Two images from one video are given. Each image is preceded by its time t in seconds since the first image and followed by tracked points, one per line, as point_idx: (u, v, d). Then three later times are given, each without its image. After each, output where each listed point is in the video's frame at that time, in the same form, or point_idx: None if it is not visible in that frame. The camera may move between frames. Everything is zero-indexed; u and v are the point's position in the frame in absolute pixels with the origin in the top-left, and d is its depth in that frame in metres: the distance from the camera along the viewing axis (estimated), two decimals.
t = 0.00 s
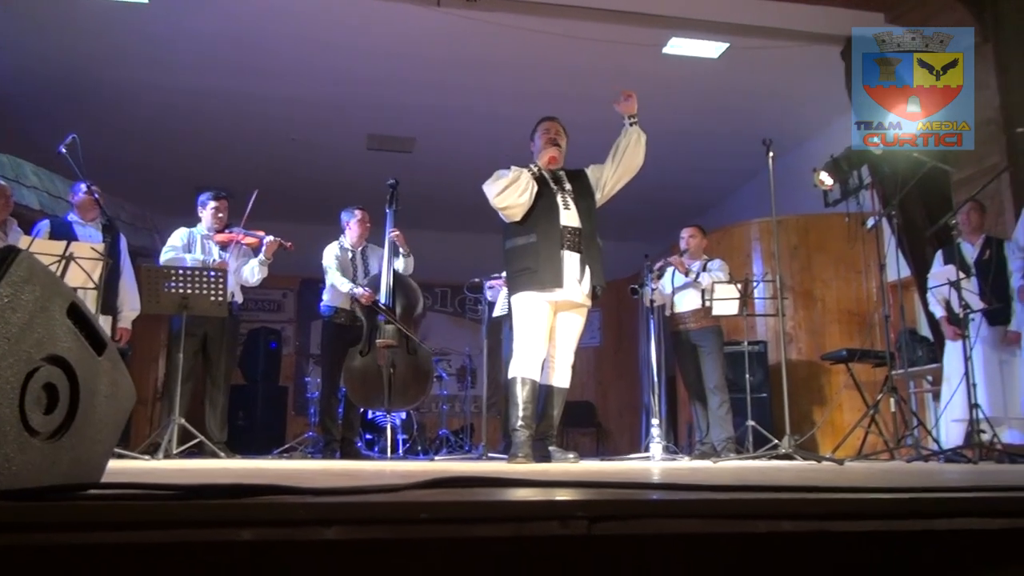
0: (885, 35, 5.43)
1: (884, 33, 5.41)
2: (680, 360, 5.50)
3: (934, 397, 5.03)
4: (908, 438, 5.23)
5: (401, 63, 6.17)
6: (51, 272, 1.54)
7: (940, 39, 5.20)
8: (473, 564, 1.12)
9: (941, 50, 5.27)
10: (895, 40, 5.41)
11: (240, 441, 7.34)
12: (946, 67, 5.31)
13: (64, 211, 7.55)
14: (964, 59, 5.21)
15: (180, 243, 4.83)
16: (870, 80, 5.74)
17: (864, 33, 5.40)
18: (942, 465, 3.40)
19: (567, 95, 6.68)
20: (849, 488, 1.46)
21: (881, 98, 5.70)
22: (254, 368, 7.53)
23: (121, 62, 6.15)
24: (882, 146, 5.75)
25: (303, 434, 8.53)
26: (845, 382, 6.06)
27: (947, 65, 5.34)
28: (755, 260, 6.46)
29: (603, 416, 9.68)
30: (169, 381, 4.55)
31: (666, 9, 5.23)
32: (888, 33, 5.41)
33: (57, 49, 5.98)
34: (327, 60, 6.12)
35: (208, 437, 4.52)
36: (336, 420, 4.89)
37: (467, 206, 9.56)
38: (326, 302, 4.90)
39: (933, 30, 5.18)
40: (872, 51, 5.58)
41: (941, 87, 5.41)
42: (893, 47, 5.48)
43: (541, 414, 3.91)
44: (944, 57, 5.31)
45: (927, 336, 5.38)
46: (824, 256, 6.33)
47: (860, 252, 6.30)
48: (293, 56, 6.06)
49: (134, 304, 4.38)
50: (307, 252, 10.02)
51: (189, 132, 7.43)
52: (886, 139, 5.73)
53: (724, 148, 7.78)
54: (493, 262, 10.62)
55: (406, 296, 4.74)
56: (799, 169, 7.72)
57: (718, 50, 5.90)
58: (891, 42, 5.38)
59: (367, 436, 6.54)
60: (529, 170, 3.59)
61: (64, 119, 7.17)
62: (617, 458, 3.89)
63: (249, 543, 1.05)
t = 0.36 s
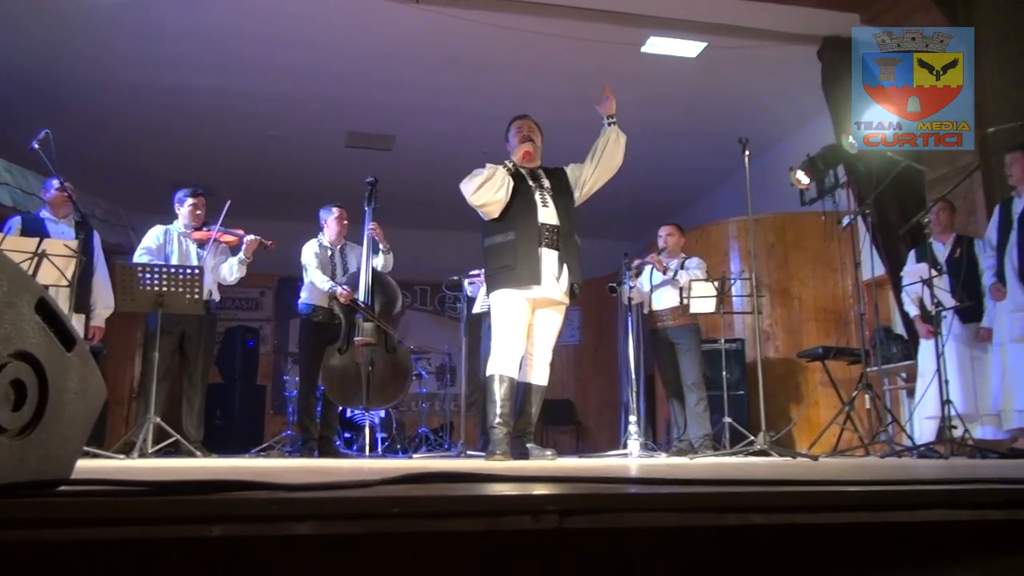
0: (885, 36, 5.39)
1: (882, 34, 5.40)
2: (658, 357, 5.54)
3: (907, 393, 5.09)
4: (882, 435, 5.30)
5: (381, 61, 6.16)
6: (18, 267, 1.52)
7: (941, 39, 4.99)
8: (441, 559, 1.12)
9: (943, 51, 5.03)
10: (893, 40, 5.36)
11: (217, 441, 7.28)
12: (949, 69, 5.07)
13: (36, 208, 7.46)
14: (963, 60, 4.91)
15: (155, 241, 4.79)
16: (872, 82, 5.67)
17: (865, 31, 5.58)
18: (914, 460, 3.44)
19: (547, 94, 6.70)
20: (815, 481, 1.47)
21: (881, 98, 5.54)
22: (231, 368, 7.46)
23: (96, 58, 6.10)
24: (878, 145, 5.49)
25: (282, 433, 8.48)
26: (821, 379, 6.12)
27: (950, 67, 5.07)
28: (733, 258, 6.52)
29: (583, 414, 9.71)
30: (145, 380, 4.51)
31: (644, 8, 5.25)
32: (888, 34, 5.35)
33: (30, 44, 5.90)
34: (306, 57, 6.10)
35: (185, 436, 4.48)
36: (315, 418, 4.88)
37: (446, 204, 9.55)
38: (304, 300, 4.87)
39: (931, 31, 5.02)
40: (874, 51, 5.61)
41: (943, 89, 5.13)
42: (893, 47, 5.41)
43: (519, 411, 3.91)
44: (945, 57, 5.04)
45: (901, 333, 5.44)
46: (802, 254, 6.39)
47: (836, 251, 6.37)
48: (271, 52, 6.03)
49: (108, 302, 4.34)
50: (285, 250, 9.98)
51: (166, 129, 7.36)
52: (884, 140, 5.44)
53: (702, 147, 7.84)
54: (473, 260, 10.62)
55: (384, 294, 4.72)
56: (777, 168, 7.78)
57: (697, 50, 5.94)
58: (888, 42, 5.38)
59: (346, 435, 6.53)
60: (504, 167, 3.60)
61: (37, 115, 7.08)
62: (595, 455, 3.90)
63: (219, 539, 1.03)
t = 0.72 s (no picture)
0: (886, 36, 5.41)
1: (883, 34, 5.41)
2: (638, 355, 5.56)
3: (884, 393, 5.14)
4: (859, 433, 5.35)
5: (362, 59, 6.15)
6: None
7: (941, 39, 5.01)
8: (416, 556, 1.12)
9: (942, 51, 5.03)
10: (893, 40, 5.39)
11: (195, 441, 7.21)
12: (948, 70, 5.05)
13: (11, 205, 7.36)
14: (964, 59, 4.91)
15: (133, 239, 4.74)
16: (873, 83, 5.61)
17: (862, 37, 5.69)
18: (890, 457, 3.47)
19: (529, 94, 6.71)
20: (786, 476, 1.48)
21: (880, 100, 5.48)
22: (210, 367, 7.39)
23: (73, 54, 6.03)
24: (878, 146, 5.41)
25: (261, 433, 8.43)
26: (800, 379, 6.18)
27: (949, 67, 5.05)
28: (713, 259, 6.55)
29: (564, 413, 9.72)
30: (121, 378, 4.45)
31: (624, 8, 5.28)
32: (888, 34, 5.38)
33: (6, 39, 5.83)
34: (286, 54, 6.07)
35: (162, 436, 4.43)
36: (293, 417, 4.85)
37: (428, 203, 9.54)
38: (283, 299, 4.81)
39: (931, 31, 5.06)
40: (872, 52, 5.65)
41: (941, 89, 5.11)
42: (893, 48, 5.44)
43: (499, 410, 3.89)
44: (945, 57, 5.04)
45: (878, 333, 5.50)
46: (781, 255, 6.45)
47: (814, 252, 6.43)
48: (251, 49, 6.00)
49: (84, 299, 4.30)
50: (265, 249, 9.91)
51: (145, 126, 7.29)
52: (884, 140, 5.40)
53: (683, 148, 7.88)
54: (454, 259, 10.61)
55: (364, 292, 4.71)
56: (756, 168, 7.83)
57: (678, 51, 5.97)
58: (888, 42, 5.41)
59: (326, 435, 6.50)
60: (484, 164, 3.60)
61: (12, 111, 6.99)
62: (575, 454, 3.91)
63: (194, 534, 1.01)
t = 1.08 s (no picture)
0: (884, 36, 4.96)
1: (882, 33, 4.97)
2: (615, 358, 5.58)
3: (858, 396, 5.20)
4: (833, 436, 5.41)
5: (343, 59, 6.13)
6: None
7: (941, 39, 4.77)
8: (388, 549, 1.11)
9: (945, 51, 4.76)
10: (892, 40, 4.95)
11: (168, 441, 7.13)
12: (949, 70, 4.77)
13: None
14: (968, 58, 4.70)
15: (108, 237, 4.68)
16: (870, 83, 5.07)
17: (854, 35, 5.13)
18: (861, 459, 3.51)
19: (509, 96, 6.73)
20: (757, 473, 1.50)
21: (877, 100, 5.06)
22: (184, 367, 7.32)
23: (49, 49, 5.96)
24: (879, 146, 5.24)
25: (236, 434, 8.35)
26: (775, 383, 6.23)
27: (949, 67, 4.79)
28: (691, 263, 6.60)
29: (541, 416, 9.73)
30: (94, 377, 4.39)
31: (604, 13, 5.31)
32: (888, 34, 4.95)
33: None
34: (266, 53, 6.04)
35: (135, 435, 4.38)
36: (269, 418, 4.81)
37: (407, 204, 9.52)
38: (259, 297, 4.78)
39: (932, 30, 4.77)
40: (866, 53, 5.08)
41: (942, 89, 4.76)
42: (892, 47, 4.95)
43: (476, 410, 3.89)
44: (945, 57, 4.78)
45: (852, 337, 5.56)
46: (757, 259, 6.51)
47: (790, 257, 6.49)
48: (231, 48, 5.96)
49: (58, 297, 4.24)
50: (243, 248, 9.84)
51: (122, 123, 7.21)
52: (883, 140, 5.16)
53: (661, 152, 7.94)
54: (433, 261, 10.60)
55: (341, 292, 4.71)
56: (734, 174, 7.90)
57: (657, 56, 6.02)
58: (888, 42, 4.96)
59: (302, 436, 6.46)
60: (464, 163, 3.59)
61: None
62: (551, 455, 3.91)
63: (164, 528, 1.00)
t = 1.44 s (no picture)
0: (886, 35, 5.18)
1: (883, 33, 5.18)
2: (595, 375, 5.59)
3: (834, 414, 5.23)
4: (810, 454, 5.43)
5: (326, 74, 6.16)
6: None
7: (941, 39, 5.19)
8: (365, 557, 1.14)
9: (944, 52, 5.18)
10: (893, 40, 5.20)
11: (142, 457, 7.03)
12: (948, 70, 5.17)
13: None
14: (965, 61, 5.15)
15: (84, 249, 4.63)
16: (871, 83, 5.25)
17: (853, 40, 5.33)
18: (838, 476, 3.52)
19: (492, 113, 6.77)
20: (731, 487, 1.52)
21: (878, 100, 5.22)
22: (160, 382, 7.23)
23: (29, 60, 5.93)
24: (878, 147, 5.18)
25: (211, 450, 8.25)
26: (753, 400, 6.26)
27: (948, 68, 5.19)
28: (670, 280, 6.64)
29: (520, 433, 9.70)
30: (68, 391, 4.33)
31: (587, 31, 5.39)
32: (889, 33, 5.17)
33: None
34: (249, 67, 6.05)
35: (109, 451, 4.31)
36: (245, 433, 4.77)
37: (388, 220, 9.52)
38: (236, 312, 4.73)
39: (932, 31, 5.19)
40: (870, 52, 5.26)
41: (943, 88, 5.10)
42: (894, 47, 5.20)
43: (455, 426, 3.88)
44: (945, 58, 5.19)
45: (828, 355, 5.61)
46: (736, 277, 6.56)
47: (769, 276, 6.55)
48: (213, 61, 5.96)
49: (32, 309, 4.23)
50: (221, 262, 9.78)
51: (102, 135, 7.18)
52: (884, 140, 5.14)
53: (641, 170, 8.01)
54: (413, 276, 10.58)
55: (320, 308, 4.69)
56: (713, 192, 7.99)
57: (638, 75, 6.09)
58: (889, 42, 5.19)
59: (278, 451, 6.39)
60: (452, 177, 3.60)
61: None
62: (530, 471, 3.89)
63: (136, 541, 1.02)
